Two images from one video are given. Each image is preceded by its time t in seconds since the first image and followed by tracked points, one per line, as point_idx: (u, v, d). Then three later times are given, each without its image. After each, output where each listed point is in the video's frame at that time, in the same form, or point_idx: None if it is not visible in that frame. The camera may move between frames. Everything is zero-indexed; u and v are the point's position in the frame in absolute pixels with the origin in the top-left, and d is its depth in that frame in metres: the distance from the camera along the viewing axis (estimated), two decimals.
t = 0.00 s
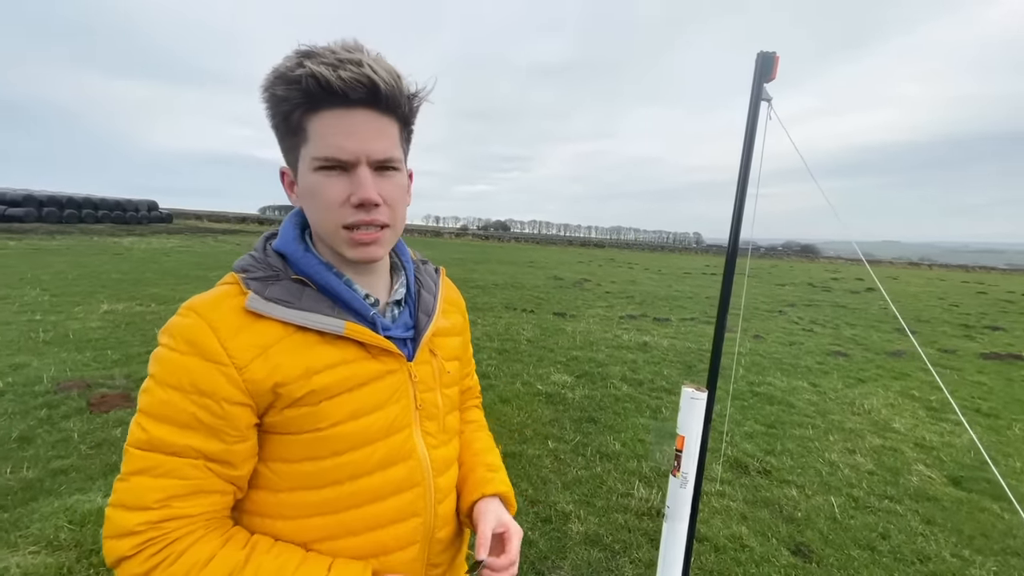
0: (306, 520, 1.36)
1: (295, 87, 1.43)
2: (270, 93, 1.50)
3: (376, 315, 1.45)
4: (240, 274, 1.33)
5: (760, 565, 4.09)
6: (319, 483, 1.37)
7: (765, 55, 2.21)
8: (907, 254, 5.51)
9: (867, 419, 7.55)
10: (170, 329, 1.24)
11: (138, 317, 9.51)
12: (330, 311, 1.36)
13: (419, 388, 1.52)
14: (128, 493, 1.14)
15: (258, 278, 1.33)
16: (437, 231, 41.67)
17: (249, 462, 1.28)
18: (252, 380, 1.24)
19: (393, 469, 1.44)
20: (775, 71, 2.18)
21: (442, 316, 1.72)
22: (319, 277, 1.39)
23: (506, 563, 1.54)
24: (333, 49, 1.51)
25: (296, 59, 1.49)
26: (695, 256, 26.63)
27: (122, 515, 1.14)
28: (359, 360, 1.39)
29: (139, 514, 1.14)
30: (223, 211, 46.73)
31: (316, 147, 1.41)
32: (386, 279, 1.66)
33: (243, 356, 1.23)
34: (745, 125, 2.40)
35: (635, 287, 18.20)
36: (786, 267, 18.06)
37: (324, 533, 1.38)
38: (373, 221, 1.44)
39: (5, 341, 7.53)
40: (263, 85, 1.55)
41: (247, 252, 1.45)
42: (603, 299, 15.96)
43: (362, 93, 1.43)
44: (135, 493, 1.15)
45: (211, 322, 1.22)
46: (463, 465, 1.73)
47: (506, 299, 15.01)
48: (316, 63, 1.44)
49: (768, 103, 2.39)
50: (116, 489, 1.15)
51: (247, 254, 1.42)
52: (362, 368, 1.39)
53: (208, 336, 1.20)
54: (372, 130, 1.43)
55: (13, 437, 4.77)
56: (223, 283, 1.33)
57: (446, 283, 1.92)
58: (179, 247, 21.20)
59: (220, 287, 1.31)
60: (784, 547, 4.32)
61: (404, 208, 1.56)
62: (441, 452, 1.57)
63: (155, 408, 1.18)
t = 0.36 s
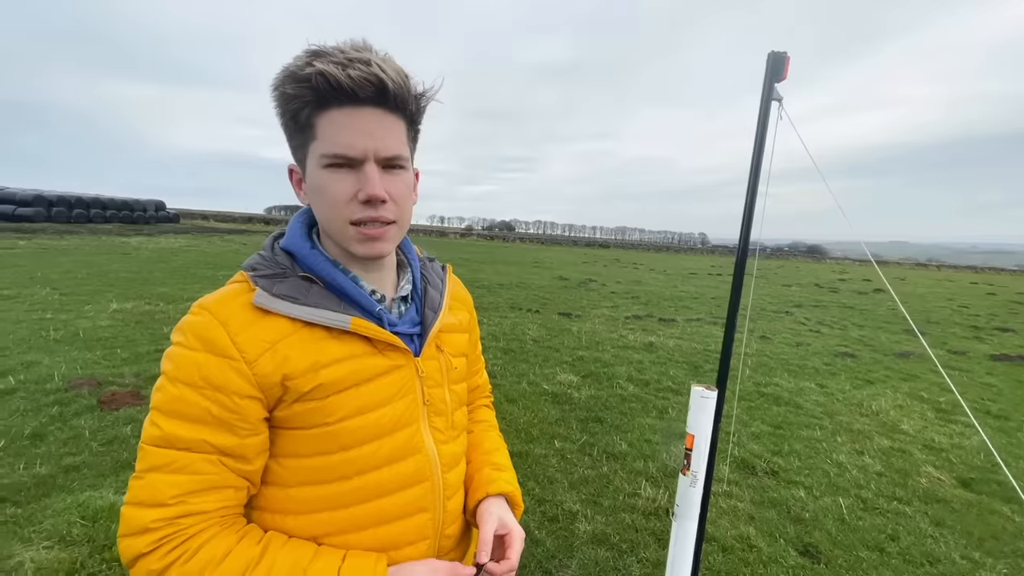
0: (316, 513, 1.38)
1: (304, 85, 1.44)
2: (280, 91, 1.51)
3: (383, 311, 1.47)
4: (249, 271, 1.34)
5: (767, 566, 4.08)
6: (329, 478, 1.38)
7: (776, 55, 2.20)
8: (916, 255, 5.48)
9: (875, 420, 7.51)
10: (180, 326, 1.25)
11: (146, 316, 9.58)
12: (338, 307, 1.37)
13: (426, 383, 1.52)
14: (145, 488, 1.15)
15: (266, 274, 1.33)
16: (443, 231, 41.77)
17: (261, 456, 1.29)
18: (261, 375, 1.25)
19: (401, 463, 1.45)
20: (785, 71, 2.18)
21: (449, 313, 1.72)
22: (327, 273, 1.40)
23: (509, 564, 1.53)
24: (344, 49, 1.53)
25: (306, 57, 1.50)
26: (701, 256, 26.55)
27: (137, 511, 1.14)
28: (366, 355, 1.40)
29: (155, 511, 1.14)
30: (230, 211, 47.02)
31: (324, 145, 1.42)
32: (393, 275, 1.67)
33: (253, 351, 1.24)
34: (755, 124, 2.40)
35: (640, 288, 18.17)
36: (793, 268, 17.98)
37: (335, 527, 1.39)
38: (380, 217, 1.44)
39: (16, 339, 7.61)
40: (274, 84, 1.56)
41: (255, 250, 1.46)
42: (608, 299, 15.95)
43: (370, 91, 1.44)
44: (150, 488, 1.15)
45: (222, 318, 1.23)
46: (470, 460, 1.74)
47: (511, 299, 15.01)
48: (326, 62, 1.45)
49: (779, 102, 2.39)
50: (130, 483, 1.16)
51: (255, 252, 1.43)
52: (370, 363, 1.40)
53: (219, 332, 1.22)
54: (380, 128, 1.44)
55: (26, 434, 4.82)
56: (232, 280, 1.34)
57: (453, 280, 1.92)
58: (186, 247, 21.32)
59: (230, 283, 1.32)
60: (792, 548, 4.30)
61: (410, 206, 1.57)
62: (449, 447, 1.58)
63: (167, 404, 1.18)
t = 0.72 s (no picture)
0: (327, 503, 1.41)
1: (322, 85, 1.47)
2: (297, 89, 1.54)
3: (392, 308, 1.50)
4: (262, 267, 1.37)
5: (772, 562, 4.09)
6: (341, 469, 1.41)
7: (781, 54, 2.22)
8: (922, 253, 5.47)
9: (880, 419, 7.49)
10: (196, 321, 1.28)
11: (155, 314, 9.68)
12: (349, 303, 1.40)
13: (434, 378, 1.56)
14: (163, 479, 1.18)
15: (279, 271, 1.37)
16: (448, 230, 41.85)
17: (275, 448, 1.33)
18: (277, 369, 1.29)
19: (410, 455, 1.48)
20: (790, 70, 2.19)
21: (455, 309, 1.75)
22: (339, 270, 1.43)
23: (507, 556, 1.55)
24: (359, 49, 1.56)
25: (322, 57, 1.53)
26: (706, 255, 26.49)
27: (156, 501, 1.17)
28: (376, 351, 1.43)
29: (173, 501, 1.17)
30: (236, 210, 47.31)
31: (340, 144, 1.45)
32: (401, 271, 1.70)
33: (268, 346, 1.28)
34: (760, 123, 2.41)
35: (645, 286, 18.16)
36: (800, 267, 17.91)
37: (346, 517, 1.42)
38: (392, 215, 1.47)
39: (27, 336, 7.70)
40: (290, 81, 1.59)
41: (266, 246, 1.49)
42: (613, 298, 15.95)
43: (385, 92, 1.48)
44: (169, 479, 1.19)
45: (237, 314, 1.26)
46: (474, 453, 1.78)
47: (516, 297, 15.05)
48: (343, 62, 1.48)
49: (784, 100, 2.40)
50: (149, 475, 1.19)
51: (267, 248, 1.46)
52: (380, 358, 1.44)
53: (235, 327, 1.25)
54: (394, 128, 1.47)
55: (38, 429, 4.90)
56: (244, 276, 1.37)
57: (459, 276, 1.94)
58: (193, 246, 21.46)
59: (244, 280, 1.35)
60: (797, 546, 4.32)
61: (421, 204, 1.60)
62: (455, 440, 1.61)
63: (185, 397, 1.22)
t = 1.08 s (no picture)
0: (336, 485, 1.49)
1: (346, 91, 1.54)
2: (322, 91, 1.61)
3: (398, 302, 1.58)
4: (277, 262, 1.45)
5: (771, 556, 4.14)
6: (348, 453, 1.49)
7: (775, 55, 2.26)
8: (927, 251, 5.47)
9: (884, 416, 7.50)
10: (215, 312, 1.36)
11: (165, 312, 9.84)
12: (359, 298, 1.48)
13: (437, 369, 1.64)
14: (186, 458, 1.27)
15: (293, 266, 1.44)
16: (454, 228, 41.95)
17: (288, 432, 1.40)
18: (291, 358, 1.36)
19: (413, 440, 1.56)
20: (784, 70, 2.23)
21: (456, 305, 1.82)
22: (349, 267, 1.50)
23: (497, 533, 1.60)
24: (383, 60, 1.64)
25: (350, 64, 1.61)
26: (712, 253, 26.42)
27: (178, 478, 1.26)
28: (384, 343, 1.51)
29: (195, 479, 1.25)
30: (245, 209, 47.69)
31: (359, 147, 1.52)
32: (406, 268, 1.77)
33: (284, 336, 1.36)
34: (754, 122, 2.45)
35: (651, 284, 18.18)
36: (807, 265, 17.83)
37: (352, 498, 1.50)
38: (404, 217, 1.54)
39: (41, 333, 7.87)
40: (316, 84, 1.66)
41: (280, 242, 1.56)
42: (618, 296, 15.98)
43: (406, 104, 1.56)
44: (190, 458, 1.27)
45: (255, 306, 1.34)
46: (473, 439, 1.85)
47: (521, 295, 15.12)
48: (369, 72, 1.56)
49: (778, 100, 2.44)
50: (171, 454, 1.27)
51: (281, 244, 1.54)
52: (387, 349, 1.51)
53: (253, 318, 1.33)
54: (411, 135, 1.55)
55: (54, 423, 5.03)
56: (260, 270, 1.45)
57: (460, 272, 2.01)
58: (202, 244, 21.69)
59: (260, 274, 1.43)
60: (796, 540, 4.36)
61: (430, 208, 1.67)
62: (455, 427, 1.69)
63: (206, 382, 1.30)
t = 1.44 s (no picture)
0: (334, 462, 1.61)
1: (334, 106, 1.65)
2: (311, 107, 1.71)
3: (391, 295, 1.69)
4: (279, 258, 1.57)
5: (766, 545, 4.23)
6: (345, 433, 1.61)
7: (755, 57, 2.33)
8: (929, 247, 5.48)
9: (886, 410, 7.54)
10: (224, 303, 1.48)
11: (176, 309, 10.04)
12: (354, 291, 1.60)
13: (427, 357, 1.75)
14: (199, 434, 1.39)
15: (294, 262, 1.56)
16: (461, 225, 42.09)
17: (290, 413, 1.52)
18: (292, 345, 1.48)
19: (405, 422, 1.68)
20: (764, 72, 2.30)
21: (447, 297, 1.93)
22: (346, 263, 1.62)
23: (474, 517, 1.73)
24: (367, 73, 1.74)
25: (335, 79, 1.71)
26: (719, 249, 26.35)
27: (192, 452, 1.38)
28: (377, 332, 1.63)
29: (206, 452, 1.38)
30: (254, 207, 48.16)
31: (350, 156, 1.63)
32: (399, 263, 1.89)
33: (285, 325, 1.47)
34: (738, 122, 2.52)
35: (656, 280, 18.22)
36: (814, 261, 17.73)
37: (348, 474, 1.62)
38: (395, 219, 1.66)
39: (57, 330, 8.09)
40: (305, 100, 1.76)
41: (283, 241, 1.68)
42: (623, 292, 16.02)
43: (389, 113, 1.66)
44: (202, 434, 1.39)
45: (260, 297, 1.46)
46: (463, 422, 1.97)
47: (526, 292, 15.23)
48: (353, 86, 1.66)
49: (761, 100, 2.51)
50: (186, 431, 1.39)
51: (284, 242, 1.65)
52: (381, 338, 1.63)
53: (257, 308, 1.45)
54: (396, 142, 1.66)
55: (71, 416, 5.22)
56: (264, 265, 1.56)
57: (452, 268, 2.12)
58: (211, 242, 21.96)
59: (264, 269, 1.55)
60: (791, 530, 4.45)
61: (419, 208, 1.78)
62: (444, 411, 1.81)
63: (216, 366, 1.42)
